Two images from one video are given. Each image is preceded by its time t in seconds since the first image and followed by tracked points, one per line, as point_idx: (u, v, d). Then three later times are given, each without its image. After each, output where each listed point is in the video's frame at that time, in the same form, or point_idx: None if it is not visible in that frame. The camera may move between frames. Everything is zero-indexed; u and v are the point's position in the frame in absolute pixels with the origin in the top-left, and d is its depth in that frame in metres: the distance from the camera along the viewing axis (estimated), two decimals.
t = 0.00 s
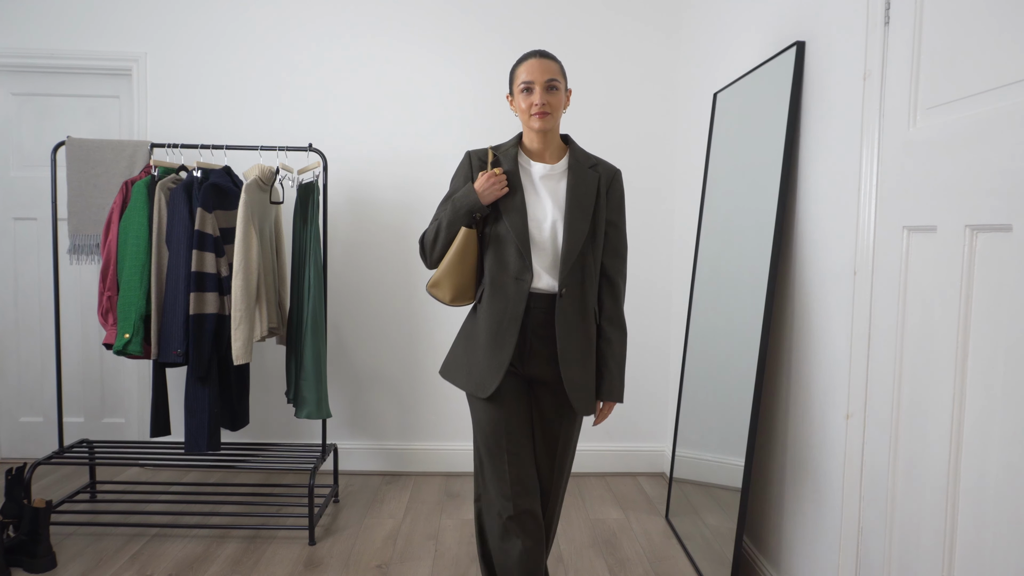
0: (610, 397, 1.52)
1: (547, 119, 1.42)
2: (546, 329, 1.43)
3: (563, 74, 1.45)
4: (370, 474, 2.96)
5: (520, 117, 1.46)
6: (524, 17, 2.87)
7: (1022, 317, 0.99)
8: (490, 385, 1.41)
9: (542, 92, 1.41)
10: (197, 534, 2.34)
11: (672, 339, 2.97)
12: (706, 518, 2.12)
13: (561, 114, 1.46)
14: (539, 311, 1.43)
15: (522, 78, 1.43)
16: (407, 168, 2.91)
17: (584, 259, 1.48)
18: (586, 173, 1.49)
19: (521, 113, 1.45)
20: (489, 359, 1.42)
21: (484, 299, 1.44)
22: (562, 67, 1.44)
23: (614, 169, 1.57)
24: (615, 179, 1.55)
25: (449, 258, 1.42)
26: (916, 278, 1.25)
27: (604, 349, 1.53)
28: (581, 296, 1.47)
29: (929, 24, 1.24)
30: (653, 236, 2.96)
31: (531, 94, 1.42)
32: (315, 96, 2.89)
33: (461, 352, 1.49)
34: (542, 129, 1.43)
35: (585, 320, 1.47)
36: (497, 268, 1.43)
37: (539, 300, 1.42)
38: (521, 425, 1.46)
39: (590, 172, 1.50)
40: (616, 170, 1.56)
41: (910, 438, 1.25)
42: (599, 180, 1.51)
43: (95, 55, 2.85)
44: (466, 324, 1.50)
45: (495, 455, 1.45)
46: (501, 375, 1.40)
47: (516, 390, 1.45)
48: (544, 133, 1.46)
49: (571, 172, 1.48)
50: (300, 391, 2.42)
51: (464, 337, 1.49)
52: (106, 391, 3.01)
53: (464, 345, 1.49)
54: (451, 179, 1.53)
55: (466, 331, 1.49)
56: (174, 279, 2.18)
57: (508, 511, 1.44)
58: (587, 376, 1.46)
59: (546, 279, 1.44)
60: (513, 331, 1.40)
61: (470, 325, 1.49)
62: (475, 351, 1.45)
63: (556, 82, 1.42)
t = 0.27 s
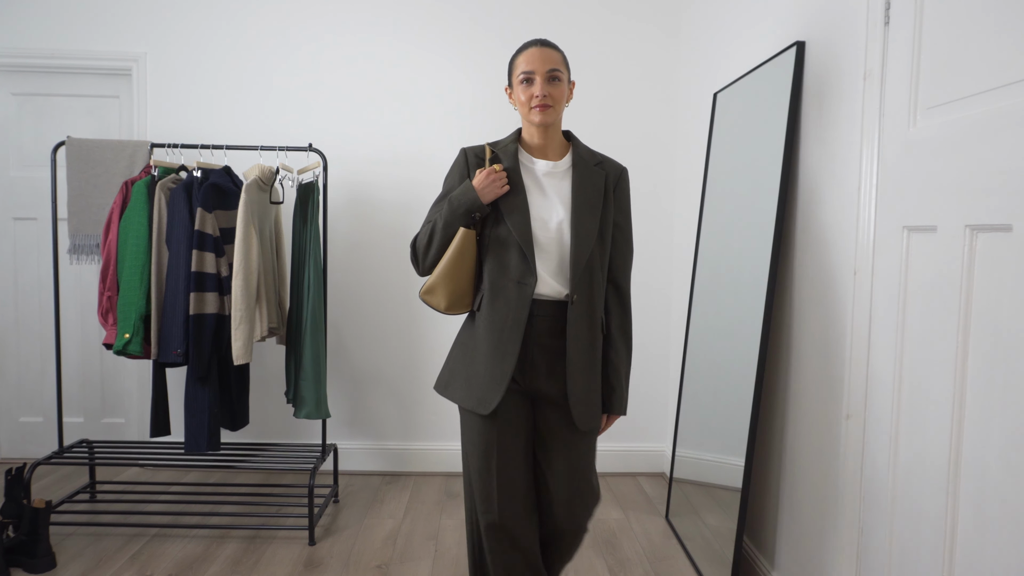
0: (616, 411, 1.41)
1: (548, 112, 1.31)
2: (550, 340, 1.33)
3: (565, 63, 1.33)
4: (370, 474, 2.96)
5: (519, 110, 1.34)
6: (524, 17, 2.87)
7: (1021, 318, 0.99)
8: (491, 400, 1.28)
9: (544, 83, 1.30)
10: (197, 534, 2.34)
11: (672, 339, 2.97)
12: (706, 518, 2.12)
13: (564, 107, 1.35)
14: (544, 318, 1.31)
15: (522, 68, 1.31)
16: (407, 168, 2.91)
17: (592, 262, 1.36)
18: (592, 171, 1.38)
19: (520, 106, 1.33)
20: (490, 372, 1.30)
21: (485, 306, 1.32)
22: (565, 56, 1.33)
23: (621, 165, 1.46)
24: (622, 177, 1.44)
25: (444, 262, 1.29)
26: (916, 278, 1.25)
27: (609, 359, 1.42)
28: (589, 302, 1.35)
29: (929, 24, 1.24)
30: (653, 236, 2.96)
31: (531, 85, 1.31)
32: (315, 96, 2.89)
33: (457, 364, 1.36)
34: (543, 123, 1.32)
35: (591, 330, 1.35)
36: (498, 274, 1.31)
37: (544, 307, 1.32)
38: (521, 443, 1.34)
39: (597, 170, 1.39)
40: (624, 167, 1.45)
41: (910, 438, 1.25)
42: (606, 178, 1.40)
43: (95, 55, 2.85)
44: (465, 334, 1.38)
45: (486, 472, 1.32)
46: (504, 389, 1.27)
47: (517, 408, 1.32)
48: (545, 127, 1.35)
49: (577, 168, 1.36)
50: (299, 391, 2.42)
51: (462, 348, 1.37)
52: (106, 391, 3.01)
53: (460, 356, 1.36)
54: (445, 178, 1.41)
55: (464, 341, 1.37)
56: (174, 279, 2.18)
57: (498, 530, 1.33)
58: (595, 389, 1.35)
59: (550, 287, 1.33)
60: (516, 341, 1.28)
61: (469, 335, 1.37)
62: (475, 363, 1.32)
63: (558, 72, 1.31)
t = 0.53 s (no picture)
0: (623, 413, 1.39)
1: (549, 105, 1.30)
2: (555, 338, 1.31)
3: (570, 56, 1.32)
4: (370, 474, 2.96)
5: (520, 102, 1.33)
6: (523, 17, 2.88)
7: (1021, 318, 0.99)
8: (485, 404, 1.28)
9: (547, 74, 1.29)
10: (197, 534, 2.34)
11: (672, 339, 2.97)
12: (706, 518, 2.12)
13: (566, 101, 1.33)
14: (542, 319, 1.30)
15: (525, 58, 1.30)
16: (407, 168, 2.91)
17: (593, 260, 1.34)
18: (593, 167, 1.37)
19: (522, 97, 1.32)
20: (485, 375, 1.29)
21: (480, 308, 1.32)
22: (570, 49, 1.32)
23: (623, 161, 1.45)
24: (623, 173, 1.43)
25: (439, 263, 1.30)
26: (916, 278, 1.25)
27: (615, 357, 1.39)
28: (592, 301, 1.33)
29: (928, 24, 1.24)
30: (653, 236, 2.95)
31: (533, 75, 1.30)
32: (315, 96, 2.89)
33: (453, 366, 1.36)
34: (544, 116, 1.31)
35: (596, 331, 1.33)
36: (493, 275, 1.31)
37: (541, 307, 1.30)
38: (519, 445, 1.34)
39: (597, 166, 1.38)
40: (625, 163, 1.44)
41: (910, 438, 1.25)
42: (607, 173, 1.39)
43: (95, 56, 2.86)
44: (459, 335, 1.38)
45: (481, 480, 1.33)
46: (499, 393, 1.27)
47: (516, 408, 1.32)
48: (546, 120, 1.33)
49: (576, 164, 1.36)
50: (299, 391, 2.42)
51: (457, 349, 1.36)
52: (106, 391, 3.01)
53: (456, 358, 1.36)
54: (439, 172, 1.41)
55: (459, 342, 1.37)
56: (174, 279, 2.18)
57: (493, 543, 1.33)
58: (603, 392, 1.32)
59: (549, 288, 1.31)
60: (511, 344, 1.28)
61: (464, 337, 1.36)
62: (469, 365, 1.32)
63: (561, 64, 1.30)
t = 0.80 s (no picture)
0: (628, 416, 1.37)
1: (548, 105, 1.30)
2: (556, 342, 1.30)
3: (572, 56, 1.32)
4: (370, 474, 2.96)
5: (519, 99, 1.32)
6: (524, 17, 2.87)
7: (1021, 318, 0.99)
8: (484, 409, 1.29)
9: (547, 72, 1.29)
10: (197, 534, 2.34)
11: (672, 339, 2.97)
12: (706, 518, 2.12)
13: (566, 100, 1.33)
14: (539, 323, 1.29)
15: (526, 55, 1.30)
16: (407, 168, 2.91)
17: (593, 261, 1.33)
18: (590, 163, 1.35)
19: (521, 94, 1.32)
20: (481, 380, 1.30)
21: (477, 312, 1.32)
22: (572, 47, 1.32)
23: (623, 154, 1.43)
24: (622, 168, 1.40)
25: (436, 269, 1.32)
26: (916, 278, 1.26)
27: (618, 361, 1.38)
28: (592, 304, 1.31)
29: (928, 25, 1.24)
30: (653, 236, 2.96)
31: (533, 73, 1.29)
32: (315, 96, 2.88)
33: (453, 369, 1.37)
34: (542, 115, 1.30)
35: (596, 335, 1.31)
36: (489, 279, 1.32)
37: (538, 310, 1.29)
38: (516, 446, 1.35)
39: (594, 162, 1.36)
40: (626, 157, 1.42)
41: (910, 438, 1.25)
42: (605, 170, 1.36)
43: (95, 55, 2.85)
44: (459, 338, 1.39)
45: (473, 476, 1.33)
46: (496, 397, 1.28)
47: (514, 410, 1.33)
48: (544, 119, 1.33)
49: (572, 161, 1.34)
50: (299, 391, 2.42)
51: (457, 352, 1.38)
52: (105, 391, 3.01)
53: (456, 361, 1.37)
54: (436, 179, 1.42)
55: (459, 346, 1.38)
56: (174, 279, 2.17)
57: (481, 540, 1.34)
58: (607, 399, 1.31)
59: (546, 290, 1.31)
60: (506, 349, 1.28)
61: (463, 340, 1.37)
62: (468, 369, 1.33)
63: (562, 63, 1.30)
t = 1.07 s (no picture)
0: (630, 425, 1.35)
1: (548, 110, 1.30)
2: (552, 348, 1.29)
3: (573, 62, 1.32)
4: (370, 474, 2.96)
5: (519, 104, 1.32)
6: (523, 17, 2.88)
7: (1021, 318, 0.99)
8: (478, 415, 1.30)
9: (548, 79, 1.28)
10: (197, 534, 2.34)
11: (672, 339, 2.97)
12: (706, 518, 2.12)
13: (567, 106, 1.32)
14: (533, 329, 1.28)
15: (527, 62, 1.30)
16: (407, 168, 2.91)
17: (591, 265, 1.30)
18: (588, 163, 1.33)
19: (522, 100, 1.31)
20: (477, 386, 1.31)
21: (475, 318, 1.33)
22: (573, 54, 1.31)
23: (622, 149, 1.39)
24: (623, 163, 1.37)
25: (438, 275, 1.34)
26: (916, 278, 1.26)
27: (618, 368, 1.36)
28: (589, 310, 1.30)
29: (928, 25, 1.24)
30: (653, 236, 2.96)
31: (534, 79, 1.29)
32: (315, 95, 2.88)
33: (452, 374, 1.39)
34: (542, 121, 1.31)
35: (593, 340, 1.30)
36: (487, 285, 1.33)
37: (533, 317, 1.28)
38: (511, 450, 1.35)
39: (592, 163, 1.33)
40: (627, 153, 1.38)
41: (910, 438, 1.25)
42: (603, 170, 1.34)
43: (95, 55, 2.85)
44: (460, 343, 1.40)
45: (469, 479, 1.34)
46: (489, 403, 1.29)
47: (510, 415, 1.33)
48: (545, 125, 1.33)
49: (570, 164, 1.32)
50: (299, 391, 2.42)
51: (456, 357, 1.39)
52: (106, 391, 3.01)
53: (456, 366, 1.39)
54: (442, 187, 1.43)
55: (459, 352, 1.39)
56: (174, 279, 2.18)
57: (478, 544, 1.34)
58: (606, 406, 1.30)
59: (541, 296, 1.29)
60: (499, 356, 1.28)
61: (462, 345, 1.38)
62: (465, 375, 1.34)
63: (563, 69, 1.29)
